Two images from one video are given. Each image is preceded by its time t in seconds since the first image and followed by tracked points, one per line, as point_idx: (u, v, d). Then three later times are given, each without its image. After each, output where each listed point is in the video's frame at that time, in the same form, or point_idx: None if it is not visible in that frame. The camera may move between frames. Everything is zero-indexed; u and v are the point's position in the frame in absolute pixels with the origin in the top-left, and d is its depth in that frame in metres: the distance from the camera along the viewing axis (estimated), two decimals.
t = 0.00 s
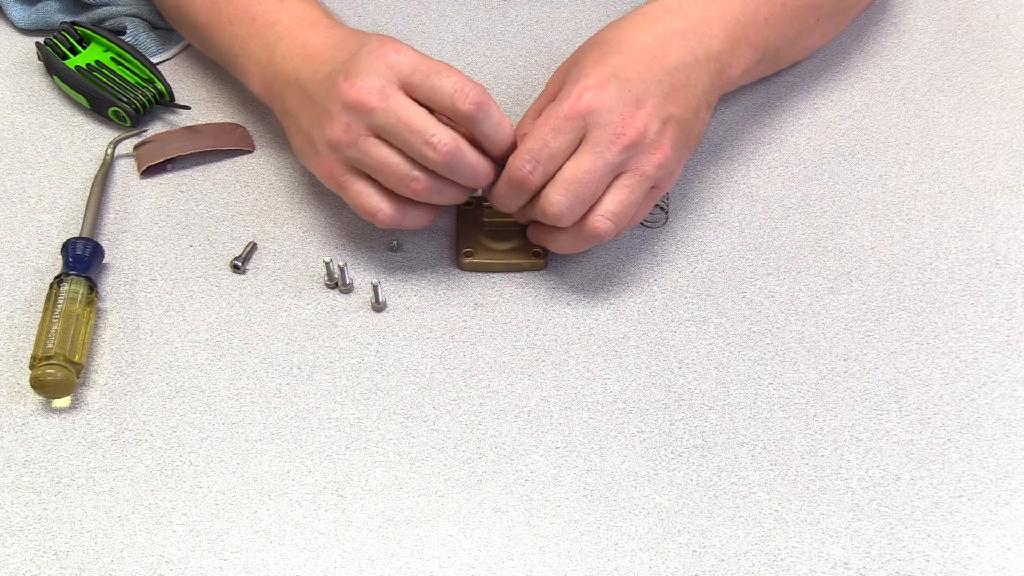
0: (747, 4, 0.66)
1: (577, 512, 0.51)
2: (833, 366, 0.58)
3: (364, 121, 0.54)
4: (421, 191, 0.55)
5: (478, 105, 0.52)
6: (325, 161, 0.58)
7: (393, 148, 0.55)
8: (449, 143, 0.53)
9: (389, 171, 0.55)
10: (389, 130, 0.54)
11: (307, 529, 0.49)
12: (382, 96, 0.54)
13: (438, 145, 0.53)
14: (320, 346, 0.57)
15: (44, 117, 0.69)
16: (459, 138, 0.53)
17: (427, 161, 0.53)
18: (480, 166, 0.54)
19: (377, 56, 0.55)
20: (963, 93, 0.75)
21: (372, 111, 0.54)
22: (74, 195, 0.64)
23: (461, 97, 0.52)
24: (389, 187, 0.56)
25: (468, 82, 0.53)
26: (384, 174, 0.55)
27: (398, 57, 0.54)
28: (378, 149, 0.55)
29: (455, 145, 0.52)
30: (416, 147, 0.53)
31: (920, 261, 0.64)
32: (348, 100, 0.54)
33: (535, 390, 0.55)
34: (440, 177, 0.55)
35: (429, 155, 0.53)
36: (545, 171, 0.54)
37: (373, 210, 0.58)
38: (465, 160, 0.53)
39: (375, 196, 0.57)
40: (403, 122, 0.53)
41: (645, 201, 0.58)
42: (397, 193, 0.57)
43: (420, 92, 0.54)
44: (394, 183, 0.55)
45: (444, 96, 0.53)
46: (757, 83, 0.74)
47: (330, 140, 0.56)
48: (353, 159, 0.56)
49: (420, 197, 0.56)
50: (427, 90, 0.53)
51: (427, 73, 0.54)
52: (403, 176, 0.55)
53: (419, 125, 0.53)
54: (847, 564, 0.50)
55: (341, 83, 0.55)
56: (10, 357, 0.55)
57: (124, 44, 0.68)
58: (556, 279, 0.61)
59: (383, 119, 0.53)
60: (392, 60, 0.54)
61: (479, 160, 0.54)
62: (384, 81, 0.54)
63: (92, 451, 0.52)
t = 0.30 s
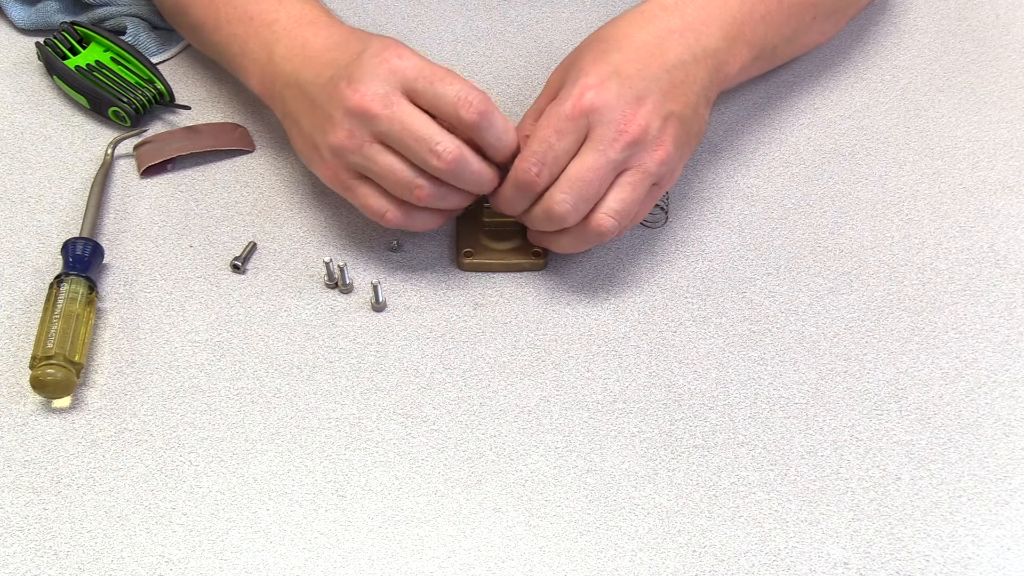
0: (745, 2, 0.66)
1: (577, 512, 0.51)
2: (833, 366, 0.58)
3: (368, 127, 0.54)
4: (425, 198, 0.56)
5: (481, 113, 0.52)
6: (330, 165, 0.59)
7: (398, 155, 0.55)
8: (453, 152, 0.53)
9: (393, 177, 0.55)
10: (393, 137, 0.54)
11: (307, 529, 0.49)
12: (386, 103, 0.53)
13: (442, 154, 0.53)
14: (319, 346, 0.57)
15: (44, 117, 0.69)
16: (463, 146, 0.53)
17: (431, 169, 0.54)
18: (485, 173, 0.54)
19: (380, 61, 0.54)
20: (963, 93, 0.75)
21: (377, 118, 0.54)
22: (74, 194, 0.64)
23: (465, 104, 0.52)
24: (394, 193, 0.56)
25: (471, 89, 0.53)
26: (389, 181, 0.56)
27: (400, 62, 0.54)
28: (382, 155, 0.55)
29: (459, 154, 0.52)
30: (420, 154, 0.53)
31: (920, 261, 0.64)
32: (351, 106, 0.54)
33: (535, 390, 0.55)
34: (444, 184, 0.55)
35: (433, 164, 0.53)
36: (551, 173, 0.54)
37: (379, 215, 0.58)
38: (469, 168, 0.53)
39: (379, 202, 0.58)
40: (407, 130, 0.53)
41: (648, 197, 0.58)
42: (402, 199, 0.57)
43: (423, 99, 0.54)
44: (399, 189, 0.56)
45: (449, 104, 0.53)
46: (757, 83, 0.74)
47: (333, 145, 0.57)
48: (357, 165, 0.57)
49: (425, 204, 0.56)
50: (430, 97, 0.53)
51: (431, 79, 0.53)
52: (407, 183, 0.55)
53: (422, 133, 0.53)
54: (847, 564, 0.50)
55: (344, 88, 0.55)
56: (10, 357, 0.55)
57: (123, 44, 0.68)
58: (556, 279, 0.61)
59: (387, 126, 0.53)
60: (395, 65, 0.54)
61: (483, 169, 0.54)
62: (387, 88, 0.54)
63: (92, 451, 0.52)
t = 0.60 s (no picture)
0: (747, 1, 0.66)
1: (576, 512, 0.51)
2: (833, 366, 0.58)
3: (384, 115, 0.54)
4: (435, 191, 0.56)
5: (503, 112, 0.54)
6: (338, 151, 0.58)
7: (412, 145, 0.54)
8: (470, 147, 0.53)
9: (405, 168, 0.55)
10: (410, 127, 0.53)
11: (307, 529, 0.49)
12: (406, 92, 0.53)
13: (460, 148, 0.53)
14: (319, 346, 0.57)
15: (44, 117, 0.69)
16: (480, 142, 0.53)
17: (446, 162, 0.54)
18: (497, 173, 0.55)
19: (402, 51, 0.54)
20: (963, 93, 0.75)
21: (395, 107, 0.53)
22: (74, 195, 0.64)
23: (487, 104, 0.53)
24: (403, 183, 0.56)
25: (492, 88, 0.54)
26: (402, 171, 0.55)
27: (423, 53, 0.54)
28: (397, 145, 0.54)
29: (476, 150, 0.53)
30: (436, 147, 0.53)
31: (920, 261, 0.64)
32: (369, 93, 0.54)
33: (535, 390, 0.55)
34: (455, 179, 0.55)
35: (448, 157, 0.53)
36: (558, 174, 0.55)
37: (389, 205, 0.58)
38: (483, 165, 0.54)
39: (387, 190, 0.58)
40: (426, 121, 0.53)
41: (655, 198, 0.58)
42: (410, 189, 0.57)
43: (443, 91, 0.54)
44: (411, 180, 0.56)
45: (472, 101, 0.54)
46: (757, 83, 0.74)
47: (345, 132, 0.56)
48: (368, 152, 0.56)
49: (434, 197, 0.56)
50: (452, 92, 0.54)
51: (453, 73, 0.54)
52: (420, 174, 0.55)
53: (441, 126, 0.52)
54: (847, 564, 0.50)
55: (362, 75, 0.54)
56: (10, 357, 0.55)
57: (124, 44, 0.68)
58: (556, 279, 0.61)
59: (405, 115, 0.53)
60: (417, 55, 0.54)
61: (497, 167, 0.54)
62: (408, 77, 0.53)
63: (92, 451, 0.52)
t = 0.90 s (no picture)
0: (742, 4, 0.66)
1: (576, 512, 0.51)
2: (833, 365, 0.58)
3: (381, 102, 0.53)
4: (431, 180, 0.56)
5: (499, 100, 0.53)
6: (335, 142, 0.58)
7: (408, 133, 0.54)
8: (465, 134, 0.53)
9: (401, 156, 0.55)
10: (405, 115, 0.53)
11: (307, 529, 0.49)
12: (402, 80, 0.53)
13: (455, 136, 0.52)
14: (319, 346, 0.57)
15: (44, 117, 0.69)
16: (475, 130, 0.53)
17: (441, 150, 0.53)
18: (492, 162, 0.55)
19: (400, 40, 0.54)
20: (962, 94, 0.75)
21: (392, 93, 0.53)
22: (74, 195, 0.64)
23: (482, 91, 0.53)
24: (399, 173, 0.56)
25: (490, 77, 0.53)
26: (397, 159, 0.55)
27: (421, 43, 0.54)
28: (393, 133, 0.54)
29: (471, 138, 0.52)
30: (431, 134, 0.53)
31: (920, 261, 0.64)
32: (365, 81, 0.53)
33: (535, 390, 0.55)
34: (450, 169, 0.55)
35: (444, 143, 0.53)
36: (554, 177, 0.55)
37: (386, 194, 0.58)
38: (478, 155, 0.54)
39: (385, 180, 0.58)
40: (421, 108, 0.52)
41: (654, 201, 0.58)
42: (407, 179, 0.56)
43: (440, 80, 0.53)
44: (407, 169, 0.55)
45: (468, 90, 0.53)
46: (757, 83, 0.74)
47: (342, 120, 0.56)
48: (364, 141, 0.56)
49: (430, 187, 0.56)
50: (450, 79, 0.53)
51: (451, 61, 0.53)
52: (416, 163, 0.55)
53: (436, 114, 0.52)
54: (847, 564, 0.50)
55: (360, 63, 0.54)
56: (10, 357, 0.55)
57: (123, 44, 0.68)
58: (556, 279, 0.61)
59: (400, 102, 0.53)
60: (415, 45, 0.54)
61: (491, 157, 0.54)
62: (405, 65, 0.53)
63: (92, 451, 0.52)
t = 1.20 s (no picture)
0: (749, 4, 0.65)
1: (576, 512, 0.51)
2: (833, 365, 0.58)
3: (344, 132, 0.54)
4: (390, 208, 0.56)
5: (460, 137, 0.55)
6: (298, 165, 0.58)
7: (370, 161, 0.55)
8: (425, 166, 0.54)
9: (362, 184, 0.55)
10: (368, 145, 0.54)
11: (307, 529, 0.49)
12: (365, 112, 0.53)
13: (415, 167, 0.54)
14: (319, 346, 0.57)
15: (44, 116, 0.69)
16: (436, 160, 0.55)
17: (403, 180, 0.55)
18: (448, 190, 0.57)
19: (363, 70, 0.54)
20: (962, 94, 0.75)
21: (355, 124, 0.53)
22: (74, 195, 0.64)
23: (445, 128, 0.54)
24: (359, 199, 0.57)
25: (452, 111, 0.55)
26: (357, 185, 0.55)
27: (384, 74, 0.54)
28: (356, 160, 0.55)
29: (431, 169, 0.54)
30: (393, 165, 0.54)
31: (920, 261, 0.64)
32: (328, 110, 0.54)
33: (535, 390, 0.55)
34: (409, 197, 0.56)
35: (406, 174, 0.54)
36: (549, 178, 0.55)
37: (342, 217, 0.58)
38: (439, 184, 0.55)
39: (342, 205, 0.58)
40: (383, 139, 0.53)
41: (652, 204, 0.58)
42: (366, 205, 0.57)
43: (403, 111, 0.54)
44: (366, 196, 0.56)
45: (429, 124, 0.54)
46: (757, 83, 0.74)
47: (305, 146, 0.56)
48: (326, 168, 0.56)
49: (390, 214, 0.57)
50: (412, 114, 0.54)
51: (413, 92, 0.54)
52: (376, 189, 0.55)
53: (399, 145, 0.53)
54: (847, 564, 0.50)
55: (325, 91, 0.55)
56: (10, 357, 0.55)
57: (123, 44, 0.68)
58: (556, 279, 0.61)
59: (362, 134, 0.53)
60: (378, 74, 0.54)
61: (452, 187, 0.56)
62: (367, 97, 0.54)
63: (91, 451, 0.52)
